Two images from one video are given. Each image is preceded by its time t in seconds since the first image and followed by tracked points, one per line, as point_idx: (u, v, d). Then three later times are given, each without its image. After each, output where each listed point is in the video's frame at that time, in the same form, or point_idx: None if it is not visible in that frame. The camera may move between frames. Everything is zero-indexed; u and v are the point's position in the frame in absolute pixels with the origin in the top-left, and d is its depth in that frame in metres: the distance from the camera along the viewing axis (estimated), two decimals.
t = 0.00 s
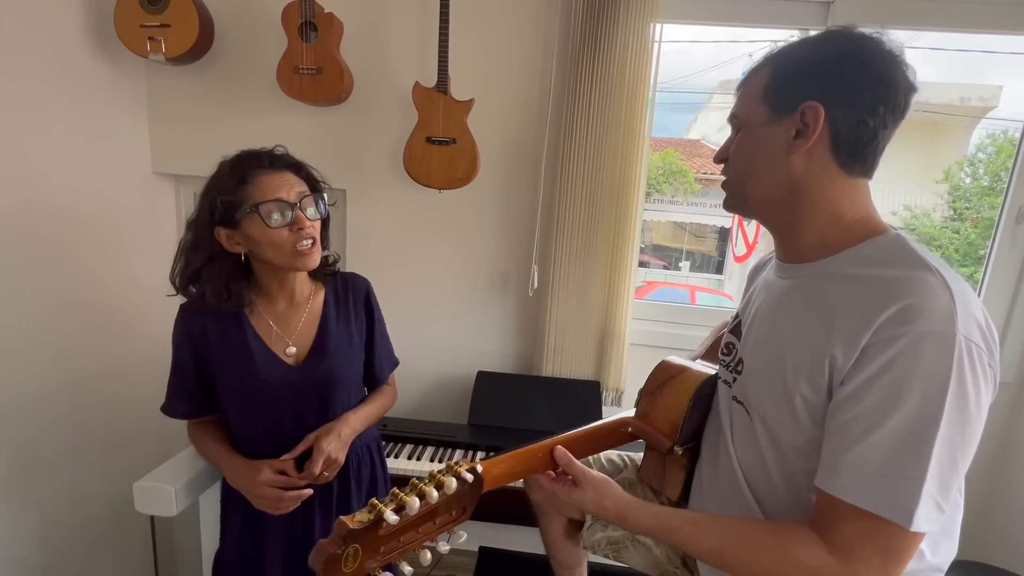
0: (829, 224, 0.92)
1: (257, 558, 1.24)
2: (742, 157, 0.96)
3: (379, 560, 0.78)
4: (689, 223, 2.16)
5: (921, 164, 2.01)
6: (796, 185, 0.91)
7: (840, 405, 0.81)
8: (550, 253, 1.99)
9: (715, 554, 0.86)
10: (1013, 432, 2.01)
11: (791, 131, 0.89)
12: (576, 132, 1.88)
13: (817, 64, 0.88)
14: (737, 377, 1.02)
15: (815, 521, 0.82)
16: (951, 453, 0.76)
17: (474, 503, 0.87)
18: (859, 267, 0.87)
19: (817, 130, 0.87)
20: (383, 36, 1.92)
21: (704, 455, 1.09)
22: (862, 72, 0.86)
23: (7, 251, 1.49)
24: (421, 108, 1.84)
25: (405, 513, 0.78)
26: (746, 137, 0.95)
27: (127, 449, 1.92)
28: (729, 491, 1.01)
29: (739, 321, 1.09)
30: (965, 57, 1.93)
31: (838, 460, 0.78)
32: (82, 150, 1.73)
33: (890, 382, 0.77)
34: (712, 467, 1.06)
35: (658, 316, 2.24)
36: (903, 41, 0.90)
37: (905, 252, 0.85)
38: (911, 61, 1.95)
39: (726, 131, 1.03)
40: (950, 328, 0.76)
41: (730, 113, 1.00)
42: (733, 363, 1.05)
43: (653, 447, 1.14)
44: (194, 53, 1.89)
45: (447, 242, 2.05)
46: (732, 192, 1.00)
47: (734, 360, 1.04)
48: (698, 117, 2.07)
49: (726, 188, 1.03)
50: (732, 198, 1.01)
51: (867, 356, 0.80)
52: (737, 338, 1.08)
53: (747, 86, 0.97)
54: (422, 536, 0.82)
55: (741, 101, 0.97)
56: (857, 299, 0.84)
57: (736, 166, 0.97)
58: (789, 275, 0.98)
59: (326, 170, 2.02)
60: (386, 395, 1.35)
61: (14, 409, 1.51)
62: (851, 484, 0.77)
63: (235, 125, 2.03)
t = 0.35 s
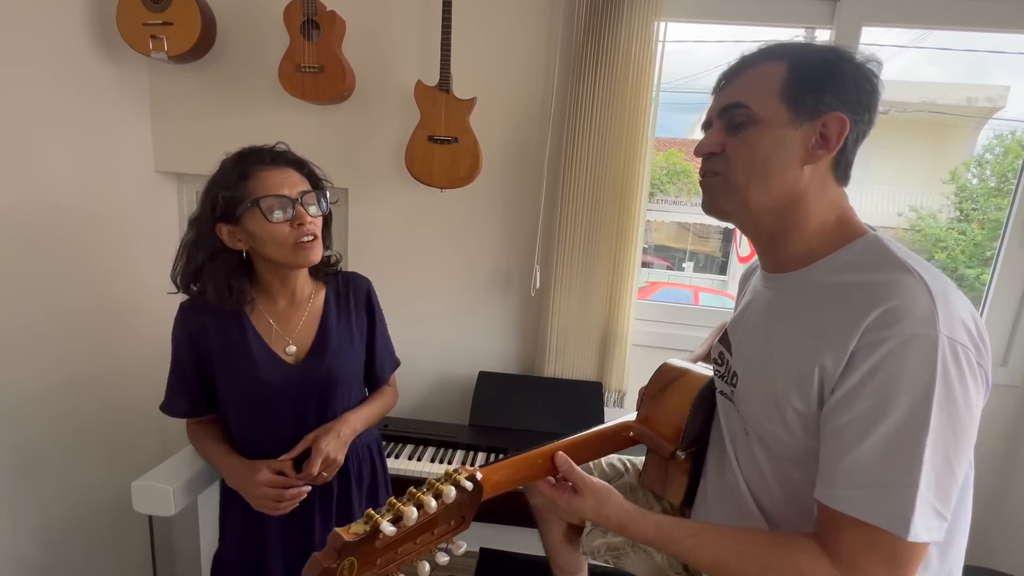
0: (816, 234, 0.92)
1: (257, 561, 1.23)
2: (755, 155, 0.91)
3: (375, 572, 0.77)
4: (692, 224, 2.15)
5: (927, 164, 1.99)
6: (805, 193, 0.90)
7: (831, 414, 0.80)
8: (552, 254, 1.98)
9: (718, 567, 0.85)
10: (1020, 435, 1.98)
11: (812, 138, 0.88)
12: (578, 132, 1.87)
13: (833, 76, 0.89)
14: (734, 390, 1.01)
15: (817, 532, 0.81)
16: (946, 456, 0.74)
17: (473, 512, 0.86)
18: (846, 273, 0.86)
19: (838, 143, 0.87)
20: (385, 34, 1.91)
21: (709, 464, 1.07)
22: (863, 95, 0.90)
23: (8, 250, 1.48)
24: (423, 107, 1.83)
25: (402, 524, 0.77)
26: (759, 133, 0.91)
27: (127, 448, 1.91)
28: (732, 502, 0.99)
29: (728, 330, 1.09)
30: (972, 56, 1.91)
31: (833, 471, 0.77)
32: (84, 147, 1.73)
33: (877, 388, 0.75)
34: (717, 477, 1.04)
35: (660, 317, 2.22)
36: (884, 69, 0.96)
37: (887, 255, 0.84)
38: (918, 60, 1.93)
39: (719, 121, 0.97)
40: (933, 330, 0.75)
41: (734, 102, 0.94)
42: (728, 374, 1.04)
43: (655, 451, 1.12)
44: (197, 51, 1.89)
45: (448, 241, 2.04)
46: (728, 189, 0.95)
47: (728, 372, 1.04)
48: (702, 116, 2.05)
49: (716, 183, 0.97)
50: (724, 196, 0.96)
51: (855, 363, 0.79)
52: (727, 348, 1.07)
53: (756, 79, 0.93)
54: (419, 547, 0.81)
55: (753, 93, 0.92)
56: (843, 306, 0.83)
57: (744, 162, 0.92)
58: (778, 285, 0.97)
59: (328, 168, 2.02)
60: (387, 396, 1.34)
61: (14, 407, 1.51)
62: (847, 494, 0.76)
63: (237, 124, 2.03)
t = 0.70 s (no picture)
0: (831, 234, 0.92)
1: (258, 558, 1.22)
2: (787, 149, 0.88)
3: (388, 564, 0.76)
4: (696, 224, 2.14)
5: (934, 164, 1.98)
6: (824, 193, 0.90)
7: (842, 409, 0.79)
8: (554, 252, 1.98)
9: (728, 560, 0.84)
10: None
11: (841, 138, 0.88)
12: (582, 130, 1.86)
13: (869, 74, 0.87)
14: (741, 384, 1.00)
15: (827, 526, 0.80)
16: (959, 451, 0.73)
17: (484, 506, 0.85)
18: (857, 269, 0.86)
19: (864, 147, 0.88)
20: (389, 32, 1.91)
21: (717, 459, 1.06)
22: (890, 98, 0.90)
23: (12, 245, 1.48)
24: (426, 104, 1.83)
25: (416, 515, 0.77)
26: (792, 127, 0.88)
27: (129, 444, 1.91)
28: (740, 497, 0.99)
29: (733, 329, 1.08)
30: (980, 56, 1.90)
31: (842, 466, 0.77)
32: (88, 142, 1.73)
33: (889, 383, 0.75)
34: (724, 472, 1.03)
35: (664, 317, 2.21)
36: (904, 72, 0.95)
37: (900, 251, 0.83)
38: (925, 60, 1.92)
39: (748, 109, 0.93)
40: (946, 325, 0.74)
41: (768, 90, 0.90)
42: (735, 371, 1.03)
43: (662, 447, 1.11)
44: (201, 47, 1.89)
45: (451, 240, 2.04)
46: (754, 182, 0.92)
47: (735, 366, 1.03)
48: (706, 116, 2.04)
49: (740, 175, 0.95)
50: (748, 189, 0.93)
51: (867, 358, 0.78)
52: (733, 344, 1.06)
53: (793, 68, 0.90)
54: (431, 540, 0.80)
55: (790, 83, 0.89)
56: (855, 302, 0.83)
57: (773, 157, 0.89)
58: (789, 281, 0.96)
59: (331, 166, 2.02)
60: (388, 394, 1.33)
61: (18, 401, 1.51)
62: (857, 489, 0.75)
63: (241, 121, 2.03)
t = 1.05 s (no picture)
0: (853, 225, 0.92)
1: (260, 551, 1.23)
2: (833, 121, 0.88)
3: (394, 537, 0.77)
4: (699, 223, 2.14)
5: (939, 164, 1.97)
6: (855, 177, 0.89)
7: (859, 394, 0.79)
8: (557, 251, 1.98)
9: (731, 546, 0.84)
10: None
11: (883, 126, 0.88)
12: (587, 128, 1.86)
13: (926, 72, 0.88)
14: (753, 373, 1.00)
15: (833, 510, 0.80)
16: (975, 440, 0.73)
17: (489, 487, 0.85)
18: (880, 259, 0.86)
19: (905, 141, 0.88)
20: (393, 31, 1.91)
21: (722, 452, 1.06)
22: (940, 104, 0.90)
23: (19, 239, 1.49)
24: (429, 102, 1.83)
25: (423, 489, 0.77)
26: (843, 103, 0.88)
27: (134, 440, 1.92)
28: (746, 489, 0.99)
29: (747, 322, 1.08)
30: (986, 56, 1.89)
31: (854, 448, 0.76)
32: (95, 140, 1.74)
33: (911, 368, 0.75)
34: (727, 466, 1.04)
35: (667, 316, 2.21)
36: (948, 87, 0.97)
37: (924, 243, 0.84)
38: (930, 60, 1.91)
39: (803, 81, 0.93)
40: (973, 315, 0.74)
41: (828, 63, 0.91)
42: (747, 360, 1.04)
43: (665, 441, 1.10)
44: (206, 46, 1.89)
45: (454, 238, 2.04)
46: (792, 149, 0.92)
47: (749, 356, 1.04)
48: (710, 116, 2.04)
49: (779, 142, 0.94)
50: (785, 155, 0.92)
51: (890, 343, 0.78)
52: (749, 334, 1.07)
53: (856, 50, 0.90)
54: (436, 517, 0.81)
55: (850, 61, 0.89)
56: (878, 290, 0.83)
57: (817, 127, 0.89)
58: (809, 270, 0.96)
59: (335, 165, 2.02)
60: (391, 391, 1.33)
61: (24, 396, 1.52)
62: (869, 471, 0.75)
63: (245, 119, 2.04)
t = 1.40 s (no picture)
0: (863, 226, 0.92)
1: (264, 548, 1.24)
2: (850, 121, 0.88)
3: (395, 507, 0.78)
4: (702, 224, 2.14)
5: (944, 165, 1.96)
6: (866, 178, 0.89)
7: (866, 387, 0.79)
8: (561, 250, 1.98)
9: (733, 539, 0.84)
10: None
11: (898, 132, 0.88)
12: (590, 128, 1.87)
13: (945, 83, 0.88)
14: (757, 371, 1.01)
15: (836, 503, 0.80)
16: (981, 434, 0.74)
17: (491, 468, 0.85)
18: (887, 255, 0.86)
19: (918, 147, 0.88)
20: (396, 31, 1.92)
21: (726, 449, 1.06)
22: (954, 117, 0.90)
23: (25, 237, 1.50)
24: (433, 103, 1.83)
25: (428, 460, 0.78)
26: (861, 104, 0.88)
27: (139, 438, 1.93)
28: (747, 486, 0.99)
29: (750, 322, 1.09)
30: (991, 56, 1.89)
31: (861, 440, 0.77)
32: (100, 140, 1.75)
33: (919, 360, 0.75)
34: (729, 466, 1.04)
35: (669, 317, 2.21)
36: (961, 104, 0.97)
37: (930, 241, 0.84)
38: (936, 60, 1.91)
39: (824, 81, 0.93)
40: (980, 309, 0.75)
41: (849, 66, 0.91)
42: (751, 360, 1.04)
43: (667, 440, 1.10)
44: (211, 46, 1.90)
45: (457, 237, 2.05)
46: (808, 146, 0.92)
47: (752, 355, 1.04)
48: (713, 116, 2.04)
49: (795, 138, 0.94)
50: (800, 152, 0.92)
51: (898, 337, 0.78)
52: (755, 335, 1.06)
53: (877, 56, 0.90)
54: (437, 492, 0.81)
55: (871, 66, 0.89)
56: (886, 285, 0.83)
57: (834, 126, 0.89)
58: (816, 267, 0.96)
59: (338, 165, 2.03)
60: (394, 390, 1.34)
61: (30, 395, 1.53)
62: (875, 463, 0.75)
63: (250, 119, 2.05)
